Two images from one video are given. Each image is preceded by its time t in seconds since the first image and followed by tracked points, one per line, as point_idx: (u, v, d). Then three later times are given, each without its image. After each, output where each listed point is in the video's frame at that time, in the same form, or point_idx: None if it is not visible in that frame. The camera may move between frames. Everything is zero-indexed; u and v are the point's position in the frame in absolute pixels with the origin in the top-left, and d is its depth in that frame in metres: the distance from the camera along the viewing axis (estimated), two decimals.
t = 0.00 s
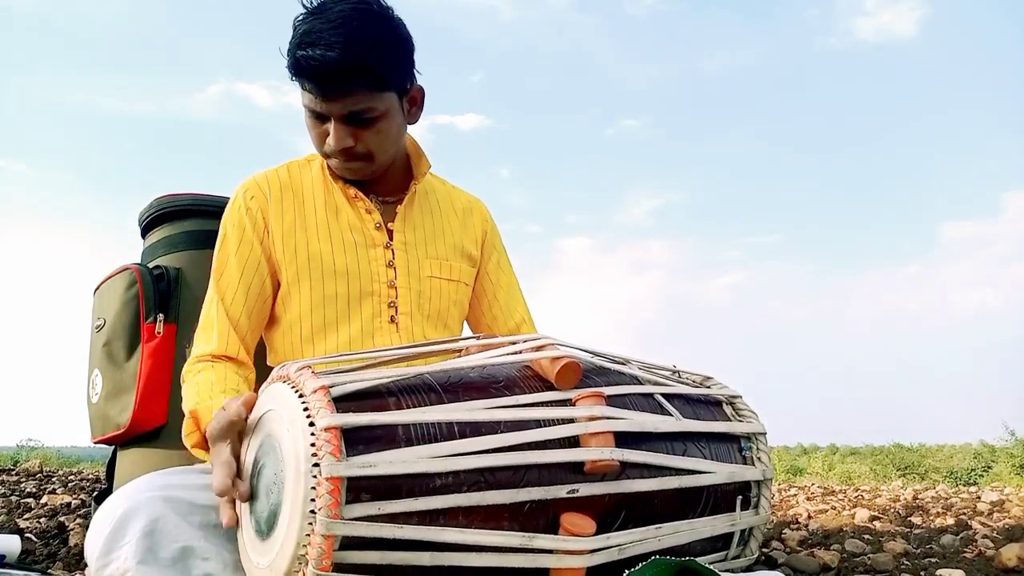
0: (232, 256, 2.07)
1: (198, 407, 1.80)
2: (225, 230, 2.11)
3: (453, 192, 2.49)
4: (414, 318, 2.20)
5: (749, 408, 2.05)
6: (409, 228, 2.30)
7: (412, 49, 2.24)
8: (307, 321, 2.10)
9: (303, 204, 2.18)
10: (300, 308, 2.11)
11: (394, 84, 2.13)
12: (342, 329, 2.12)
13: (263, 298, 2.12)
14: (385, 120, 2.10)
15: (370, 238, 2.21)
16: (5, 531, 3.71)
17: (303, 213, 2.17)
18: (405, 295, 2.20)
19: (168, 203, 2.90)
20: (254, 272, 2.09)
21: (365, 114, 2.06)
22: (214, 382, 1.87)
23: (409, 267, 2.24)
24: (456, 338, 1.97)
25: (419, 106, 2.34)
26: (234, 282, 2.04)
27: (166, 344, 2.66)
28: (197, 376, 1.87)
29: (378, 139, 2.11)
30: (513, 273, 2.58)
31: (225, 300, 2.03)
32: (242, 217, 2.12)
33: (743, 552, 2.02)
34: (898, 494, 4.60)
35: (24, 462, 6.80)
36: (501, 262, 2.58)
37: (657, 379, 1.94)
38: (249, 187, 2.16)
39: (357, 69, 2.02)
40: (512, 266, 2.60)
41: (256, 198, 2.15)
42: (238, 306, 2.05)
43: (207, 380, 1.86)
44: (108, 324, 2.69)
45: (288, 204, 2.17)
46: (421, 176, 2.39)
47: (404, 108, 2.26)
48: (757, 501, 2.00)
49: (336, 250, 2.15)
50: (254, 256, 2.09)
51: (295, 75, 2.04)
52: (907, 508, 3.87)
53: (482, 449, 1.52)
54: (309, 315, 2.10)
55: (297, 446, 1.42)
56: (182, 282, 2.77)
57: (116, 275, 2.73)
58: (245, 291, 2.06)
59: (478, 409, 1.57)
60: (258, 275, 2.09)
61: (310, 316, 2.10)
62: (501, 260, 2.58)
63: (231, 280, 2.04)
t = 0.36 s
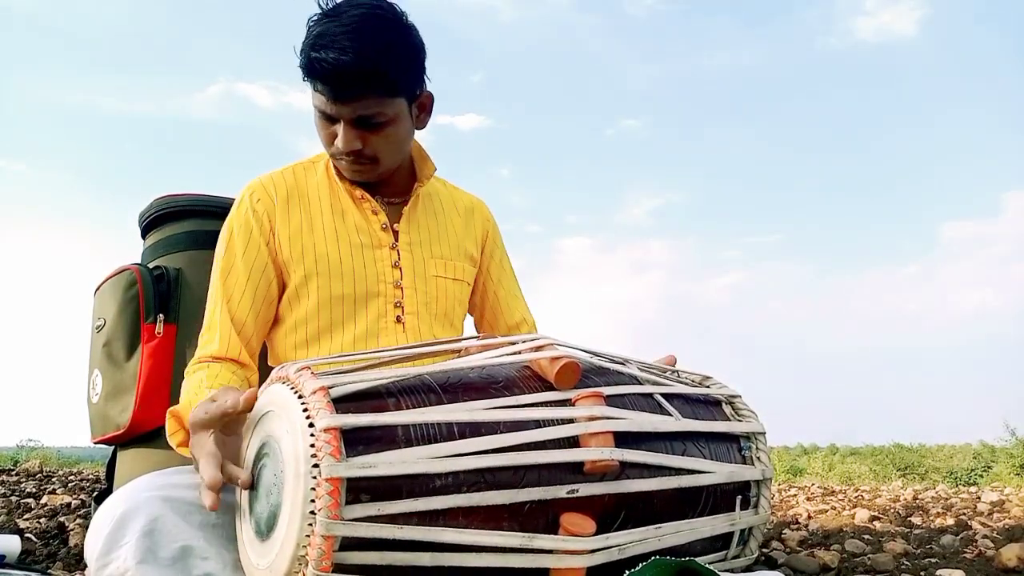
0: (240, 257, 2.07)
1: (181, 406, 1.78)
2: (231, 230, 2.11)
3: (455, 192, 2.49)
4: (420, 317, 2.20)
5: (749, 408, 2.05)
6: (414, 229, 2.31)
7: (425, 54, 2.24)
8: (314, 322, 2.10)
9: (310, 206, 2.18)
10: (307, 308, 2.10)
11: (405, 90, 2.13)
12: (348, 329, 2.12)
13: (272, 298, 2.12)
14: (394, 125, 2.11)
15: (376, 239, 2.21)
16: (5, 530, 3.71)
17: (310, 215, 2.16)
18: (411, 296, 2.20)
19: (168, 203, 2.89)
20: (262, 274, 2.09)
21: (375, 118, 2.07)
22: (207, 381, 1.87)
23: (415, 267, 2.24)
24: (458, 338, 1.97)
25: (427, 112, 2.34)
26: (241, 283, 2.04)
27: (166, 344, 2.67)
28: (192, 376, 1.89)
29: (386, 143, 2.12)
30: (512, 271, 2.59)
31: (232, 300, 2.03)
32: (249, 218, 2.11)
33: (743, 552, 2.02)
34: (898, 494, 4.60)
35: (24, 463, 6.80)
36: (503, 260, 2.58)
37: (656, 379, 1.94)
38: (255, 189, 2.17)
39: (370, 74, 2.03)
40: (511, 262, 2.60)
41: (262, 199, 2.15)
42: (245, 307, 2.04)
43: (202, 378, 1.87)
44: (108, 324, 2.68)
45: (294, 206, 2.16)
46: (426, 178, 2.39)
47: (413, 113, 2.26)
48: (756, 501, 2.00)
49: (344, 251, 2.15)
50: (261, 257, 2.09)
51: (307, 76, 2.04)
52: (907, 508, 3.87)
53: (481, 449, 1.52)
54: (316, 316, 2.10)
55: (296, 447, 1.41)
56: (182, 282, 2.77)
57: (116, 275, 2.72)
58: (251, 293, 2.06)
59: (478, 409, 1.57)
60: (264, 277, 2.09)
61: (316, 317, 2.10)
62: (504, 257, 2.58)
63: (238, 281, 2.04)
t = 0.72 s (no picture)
0: (249, 247, 2.07)
1: (198, 404, 1.78)
2: (244, 220, 2.12)
3: (468, 200, 2.49)
4: (425, 320, 2.20)
5: (749, 408, 2.05)
6: (425, 231, 2.30)
7: (448, 59, 2.24)
8: (320, 316, 2.10)
9: (323, 201, 2.18)
10: (314, 302, 2.10)
11: (427, 95, 2.13)
12: (353, 326, 2.11)
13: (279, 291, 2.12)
14: (414, 128, 2.11)
15: (387, 239, 2.21)
16: (5, 531, 3.71)
17: (322, 210, 2.17)
18: (418, 298, 2.20)
19: (168, 203, 2.89)
20: (271, 265, 2.09)
21: (396, 121, 2.06)
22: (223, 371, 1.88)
23: (422, 269, 2.24)
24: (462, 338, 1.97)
25: (447, 117, 2.33)
26: (251, 271, 2.04)
27: (166, 345, 2.67)
28: (204, 366, 1.89)
29: (404, 146, 2.12)
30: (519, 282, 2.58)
31: (242, 287, 2.03)
32: (262, 211, 2.13)
33: (743, 552, 2.02)
34: (898, 494, 4.60)
35: (24, 463, 6.80)
36: (512, 269, 2.58)
37: (657, 379, 1.94)
38: (270, 182, 2.18)
39: (393, 77, 2.03)
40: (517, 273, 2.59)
41: (276, 192, 2.17)
42: (254, 296, 2.04)
43: (216, 369, 1.87)
44: (107, 324, 2.67)
45: (308, 201, 2.17)
46: (441, 183, 2.39)
47: (433, 118, 2.26)
48: (756, 501, 2.00)
49: (354, 249, 2.15)
50: (271, 249, 2.10)
51: (331, 76, 2.04)
52: (906, 508, 3.87)
53: (482, 449, 1.52)
54: (322, 310, 2.10)
55: (296, 447, 1.41)
56: (183, 282, 2.77)
57: (116, 275, 2.72)
58: (262, 283, 2.06)
59: (478, 410, 1.57)
60: (274, 268, 2.09)
61: (322, 311, 2.10)
62: (513, 266, 2.58)
63: (249, 269, 2.04)
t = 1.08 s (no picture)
0: (268, 244, 2.07)
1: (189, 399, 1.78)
2: (262, 216, 2.12)
3: (482, 206, 2.49)
4: (437, 323, 2.20)
5: (749, 408, 2.05)
6: (440, 237, 2.30)
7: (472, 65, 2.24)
8: (333, 317, 2.10)
9: (342, 202, 2.18)
10: (328, 303, 2.10)
11: (450, 101, 2.14)
12: (365, 328, 2.12)
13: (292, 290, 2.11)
14: (435, 132, 2.11)
15: (403, 242, 2.21)
16: (5, 531, 3.71)
17: (341, 212, 2.17)
18: (431, 302, 2.20)
19: (168, 203, 2.89)
20: (288, 263, 2.08)
21: (417, 124, 2.07)
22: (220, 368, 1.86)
23: (437, 274, 2.24)
24: (466, 338, 1.98)
25: (468, 123, 2.32)
26: (266, 268, 2.04)
27: (166, 345, 2.67)
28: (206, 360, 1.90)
29: (424, 149, 2.12)
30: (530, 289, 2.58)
31: (255, 283, 2.02)
32: (280, 207, 2.12)
33: (743, 553, 2.02)
34: (898, 494, 4.60)
35: (25, 463, 6.81)
36: (523, 275, 2.59)
37: (657, 379, 1.94)
38: (290, 179, 2.17)
39: (416, 81, 2.03)
40: (529, 279, 2.59)
41: (296, 190, 2.16)
42: (267, 293, 2.04)
43: (214, 363, 1.87)
44: (108, 325, 2.66)
45: (326, 200, 2.17)
46: (457, 190, 2.37)
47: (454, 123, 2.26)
48: (757, 501, 2.00)
49: (371, 252, 2.15)
50: (289, 247, 2.09)
51: (356, 76, 2.04)
52: (907, 509, 3.87)
53: (482, 450, 1.52)
54: (336, 311, 2.10)
55: (297, 448, 1.41)
56: (183, 282, 2.77)
57: (116, 275, 2.72)
58: (277, 281, 2.06)
59: (478, 410, 1.57)
60: (291, 267, 2.09)
61: (336, 312, 2.10)
62: (523, 273, 2.59)
63: (264, 266, 2.04)
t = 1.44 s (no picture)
0: (263, 242, 2.07)
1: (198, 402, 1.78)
2: (258, 214, 2.12)
3: (480, 205, 2.49)
4: (433, 322, 2.20)
5: (749, 408, 2.05)
6: (437, 235, 2.31)
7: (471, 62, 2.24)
8: (329, 314, 2.10)
9: (337, 200, 2.18)
10: (323, 301, 2.10)
11: (448, 97, 2.14)
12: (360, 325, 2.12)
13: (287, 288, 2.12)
14: (434, 128, 2.11)
15: (398, 239, 2.21)
16: (5, 531, 3.71)
17: (337, 209, 2.17)
18: (426, 300, 2.20)
19: (168, 203, 2.89)
20: (283, 260, 2.09)
21: (416, 120, 2.07)
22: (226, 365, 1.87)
23: (432, 272, 2.24)
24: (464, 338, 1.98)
25: (466, 119, 2.33)
26: (262, 265, 2.04)
27: (166, 344, 2.67)
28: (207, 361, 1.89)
29: (423, 145, 2.12)
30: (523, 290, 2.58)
31: (252, 282, 2.03)
32: (276, 205, 2.13)
33: (744, 553, 2.02)
34: (898, 494, 4.60)
35: (24, 463, 6.81)
36: (518, 277, 2.59)
37: (657, 379, 1.94)
38: (286, 177, 2.18)
39: (414, 77, 2.03)
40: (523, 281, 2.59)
41: (290, 188, 2.17)
42: (264, 292, 2.04)
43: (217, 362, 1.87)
44: (108, 324, 2.67)
45: (322, 198, 2.17)
46: (456, 186, 2.39)
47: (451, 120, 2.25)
48: (757, 501, 2.00)
49: (365, 249, 2.15)
50: (285, 244, 2.10)
51: (355, 73, 2.04)
52: (907, 508, 3.87)
53: (482, 449, 1.52)
54: (331, 309, 2.10)
55: (297, 446, 1.41)
56: (183, 281, 2.77)
57: (116, 275, 2.72)
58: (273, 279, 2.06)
59: (478, 409, 1.57)
60: (286, 264, 2.10)
61: (331, 310, 2.10)
62: (520, 275, 2.59)
63: (260, 263, 2.04)
